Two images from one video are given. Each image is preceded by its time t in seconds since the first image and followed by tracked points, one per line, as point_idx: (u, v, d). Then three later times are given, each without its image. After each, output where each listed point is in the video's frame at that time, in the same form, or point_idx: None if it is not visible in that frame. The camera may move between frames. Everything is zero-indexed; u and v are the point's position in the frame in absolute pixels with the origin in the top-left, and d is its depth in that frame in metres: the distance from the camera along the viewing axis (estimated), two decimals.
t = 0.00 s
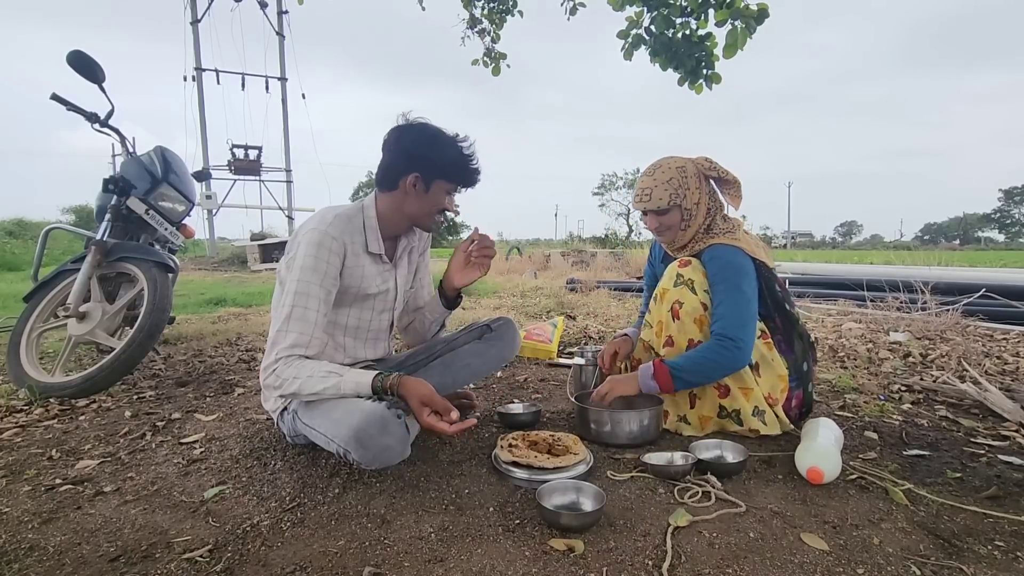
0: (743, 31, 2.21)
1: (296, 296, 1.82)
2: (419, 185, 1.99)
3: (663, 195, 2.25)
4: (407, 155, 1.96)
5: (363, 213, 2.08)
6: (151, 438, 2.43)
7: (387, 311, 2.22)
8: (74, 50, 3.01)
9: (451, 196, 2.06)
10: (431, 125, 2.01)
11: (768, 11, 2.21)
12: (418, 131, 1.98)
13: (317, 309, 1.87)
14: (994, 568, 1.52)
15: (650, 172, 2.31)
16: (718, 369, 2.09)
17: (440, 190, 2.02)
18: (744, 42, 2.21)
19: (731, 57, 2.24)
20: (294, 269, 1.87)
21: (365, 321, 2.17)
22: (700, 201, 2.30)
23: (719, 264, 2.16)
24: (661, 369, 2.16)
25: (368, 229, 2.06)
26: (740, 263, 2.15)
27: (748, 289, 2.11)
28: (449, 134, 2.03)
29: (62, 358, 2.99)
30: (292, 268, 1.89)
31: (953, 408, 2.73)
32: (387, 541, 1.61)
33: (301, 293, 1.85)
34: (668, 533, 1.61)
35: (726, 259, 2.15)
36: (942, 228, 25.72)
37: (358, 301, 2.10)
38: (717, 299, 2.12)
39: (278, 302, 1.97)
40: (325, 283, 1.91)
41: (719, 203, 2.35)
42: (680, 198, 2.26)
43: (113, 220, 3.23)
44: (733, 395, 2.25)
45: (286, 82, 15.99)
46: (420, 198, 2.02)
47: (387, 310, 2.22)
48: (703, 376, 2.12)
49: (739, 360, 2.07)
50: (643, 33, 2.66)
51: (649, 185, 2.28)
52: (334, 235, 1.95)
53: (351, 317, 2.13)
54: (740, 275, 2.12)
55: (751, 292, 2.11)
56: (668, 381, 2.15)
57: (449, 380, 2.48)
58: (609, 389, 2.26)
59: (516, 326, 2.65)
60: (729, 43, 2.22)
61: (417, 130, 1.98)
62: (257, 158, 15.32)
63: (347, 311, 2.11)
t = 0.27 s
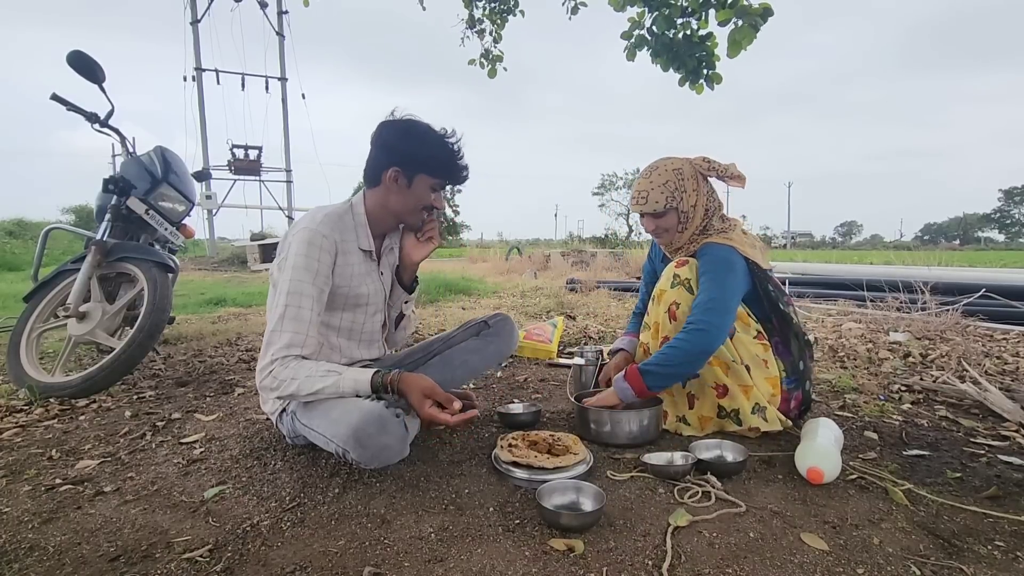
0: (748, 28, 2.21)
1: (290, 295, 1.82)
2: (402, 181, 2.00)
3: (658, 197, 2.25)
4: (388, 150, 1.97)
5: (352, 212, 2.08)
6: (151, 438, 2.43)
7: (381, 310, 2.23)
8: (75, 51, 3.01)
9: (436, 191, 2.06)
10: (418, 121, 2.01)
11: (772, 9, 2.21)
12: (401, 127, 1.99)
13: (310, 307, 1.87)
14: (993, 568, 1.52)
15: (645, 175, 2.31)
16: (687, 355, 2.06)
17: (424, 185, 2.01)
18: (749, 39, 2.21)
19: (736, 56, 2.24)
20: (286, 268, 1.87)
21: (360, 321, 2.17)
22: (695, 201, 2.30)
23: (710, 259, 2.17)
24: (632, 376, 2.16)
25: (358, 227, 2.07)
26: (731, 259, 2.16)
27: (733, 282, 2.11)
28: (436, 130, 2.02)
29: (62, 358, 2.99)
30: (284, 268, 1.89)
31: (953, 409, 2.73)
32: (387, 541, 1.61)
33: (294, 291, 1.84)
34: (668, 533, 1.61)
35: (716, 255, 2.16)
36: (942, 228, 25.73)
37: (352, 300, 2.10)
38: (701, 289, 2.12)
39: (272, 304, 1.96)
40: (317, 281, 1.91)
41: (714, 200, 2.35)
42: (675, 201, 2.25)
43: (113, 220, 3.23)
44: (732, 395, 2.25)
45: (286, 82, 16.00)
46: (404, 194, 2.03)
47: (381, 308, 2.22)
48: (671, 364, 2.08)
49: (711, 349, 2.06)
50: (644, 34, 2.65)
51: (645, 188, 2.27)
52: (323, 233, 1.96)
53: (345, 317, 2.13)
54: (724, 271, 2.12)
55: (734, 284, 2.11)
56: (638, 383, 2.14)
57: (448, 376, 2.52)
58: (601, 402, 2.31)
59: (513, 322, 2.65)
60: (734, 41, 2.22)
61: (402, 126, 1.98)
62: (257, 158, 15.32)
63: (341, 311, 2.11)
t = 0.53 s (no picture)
0: (749, 28, 2.21)
1: (281, 293, 1.82)
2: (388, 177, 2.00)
3: (656, 202, 2.24)
4: (373, 146, 1.98)
5: (342, 209, 2.09)
6: (151, 438, 2.43)
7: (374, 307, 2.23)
8: (74, 50, 3.01)
9: (424, 188, 2.04)
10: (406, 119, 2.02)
11: (774, 9, 2.21)
12: (387, 125, 1.99)
13: (303, 304, 1.87)
14: (993, 568, 1.52)
15: (642, 178, 2.30)
16: (679, 353, 2.07)
17: (411, 181, 2.00)
18: (751, 39, 2.22)
19: (738, 56, 2.24)
20: (277, 266, 1.87)
21: (354, 319, 2.17)
22: (693, 201, 2.30)
23: (705, 257, 2.17)
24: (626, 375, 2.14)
25: (348, 225, 2.07)
26: (726, 257, 2.15)
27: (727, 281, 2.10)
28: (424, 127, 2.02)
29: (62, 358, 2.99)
30: (275, 266, 1.89)
31: (953, 409, 2.73)
32: (387, 541, 1.61)
33: (285, 289, 1.85)
34: (668, 533, 1.61)
35: (712, 253, 2.16)
36: (942, 228, 25.73)
37: (345, 299, 2.10)
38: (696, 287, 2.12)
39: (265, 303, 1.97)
40: (307, 278, 1.91)
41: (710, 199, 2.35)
42: (672, 204, 2.25)
43: (113, 220, 3.23)
44: (731, 394, 2.25)
45: (286, 82, 16.00)
46: (390, 189, 2.02)
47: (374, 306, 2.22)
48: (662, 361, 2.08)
49: (704, 345, 2.06)
50: (645, 36, 2.65)
51: (642, 192, 2.26)
52: (312, 230, 1.96)
53: (339, 315, 2.13)
54: (717, 268, 2.12)
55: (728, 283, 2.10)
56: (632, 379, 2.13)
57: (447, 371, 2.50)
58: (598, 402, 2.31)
59: (509, 314, 2.69)
60: (735, 41, 2.22)
61: (389, 123, 2.00)
62: (257, 158, 15.32)
63: (334, 310, 2.11)
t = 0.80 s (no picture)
0: (746, 29, 2.21)
1: (274, 292, 1.83)
2: (379, 176, 2.00)
3: (654, 205, 2.24)
4: (364, 144, 1.98)
5: (335, 209, 2.10)
6: (151, 438, 2.43)
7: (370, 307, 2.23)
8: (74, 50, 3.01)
9: (414, 189, 2.01)
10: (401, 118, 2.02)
11: (771, 11, 2.21)
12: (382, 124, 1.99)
13: (296, 303, 1.88)
14: (993, 568, 1.52)
15: (639, 181, 2.30)
16: (685, 362, 2.07)
17: (400, 181, 1.99)
18: (748, 41, 2.22)
19: (735, 57, 2.24)
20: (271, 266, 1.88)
21: (351, 319, 2.17)
22: (691, 202, 2.29)
23: (701, 259, 2.16)
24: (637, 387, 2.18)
25: (342, 225, 2.08)
26: (722, 259, 2.14)
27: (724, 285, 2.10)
28: (419, 127, 2.01)
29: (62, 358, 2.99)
30: (269, 266, 1.90)
31: (952, 409, 2.73)
32: (387, 541, 1.61)
33: (279, 288, 1.85)
34: (669, 533, 1.61)
35: (709, 255, 2.15)
36: (942, 229, 25.73)
37: (338, 296, 2.10)
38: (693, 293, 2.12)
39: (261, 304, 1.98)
40: (300, 278, 1.92)
41: (709, 199, 2.35)
42: (670, 207, 2.25)
43: (113, 220, 3.23)
44: (729, 394, 2.27)
45: (286, 83, 15.99)
46: (381, 188, 2.02)
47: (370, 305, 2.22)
48: (670, 372, 2.09)
49: (707, 352, 2.06)
50: (645, 37, 2.65)
51: (640, 196, 2.26)
52: (305, 231, 1.97)
53: (335, 315, 2.14)
54: (715, 272, 2.11)
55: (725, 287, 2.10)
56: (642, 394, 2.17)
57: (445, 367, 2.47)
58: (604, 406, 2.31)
59: (505, 307, 2.71)
60: (733, 42, 2.23)
61: (384, 120, 2.00)
62: (257, 158, 15.32)
63: (330, 309, 2.11)
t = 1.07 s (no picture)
0: (742, 31, 2.21)
1: (274, 298, 1.82)
2: (375, 179, 1.97)
3: (651, 207, 2.24)
4: (362, 146, 1.96)
5: (334, 211, 2.09)
6: (151, 438, 2.43)
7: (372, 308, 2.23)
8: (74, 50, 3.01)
9: (411, 192, 1.98)
10: (399, 120, 2.00)
11: (768, 13, 2.21)
12: (381, 126, 1.97)
13: (296, 310, 1.88)
14: (993, 568, 1.52)
15: (635, 184, 2.30)
16: (698, 366, 2.06)
17: (396, 184, 1.96)
18: (744, 41, 2.21)
19: (730, 59, 2.24)
20: (270, 273, 1.88)
21: (352, 322, 2.17)
22: (687, 203, 2.29)
23: (702, 260, 2.16)
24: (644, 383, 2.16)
25: (340, 227, 2.07)
26: (723, 259, 2.14)
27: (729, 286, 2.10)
28: (418, 129, 2.00)
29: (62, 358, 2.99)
30: (269, 272, 1.90)
31: (953, 408, 2.73)
32: (387, 541, 1.61)
33: (278, 295, 1.85)
34: (668, 533, 1.61)
35: (710, 257, 2.15)
36: (942, 228, 25.74)
37: (339, 299, 2.11)
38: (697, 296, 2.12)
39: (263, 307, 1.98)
40: (300, 284, 1.92)
41: (706, 201, 2.34)
42: (666, 210, 2.25)
43: (113, 220, 3.23)
44: (728, 395, 2.27)
45: (286, 83, 16.00)
46: (378, 191, 1.99)
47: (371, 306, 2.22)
48: (682, 376, 2.09)
49: (719, 354, 2.05)
50: (643, 38, 2.66)
51: (636, 199, 2.26)
52: (302, 235, 1.96)
53: (337, 318, 2.14)
54: (718, 274, 2.11)
55: (731, 288, 2.10)
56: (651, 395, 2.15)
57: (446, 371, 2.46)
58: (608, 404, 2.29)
59: (507, 310, 2.63)
60: (729, 44, 2.22)
61: (383, 121, 1.99)
62: (257, 158, 15.32)
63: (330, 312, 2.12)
